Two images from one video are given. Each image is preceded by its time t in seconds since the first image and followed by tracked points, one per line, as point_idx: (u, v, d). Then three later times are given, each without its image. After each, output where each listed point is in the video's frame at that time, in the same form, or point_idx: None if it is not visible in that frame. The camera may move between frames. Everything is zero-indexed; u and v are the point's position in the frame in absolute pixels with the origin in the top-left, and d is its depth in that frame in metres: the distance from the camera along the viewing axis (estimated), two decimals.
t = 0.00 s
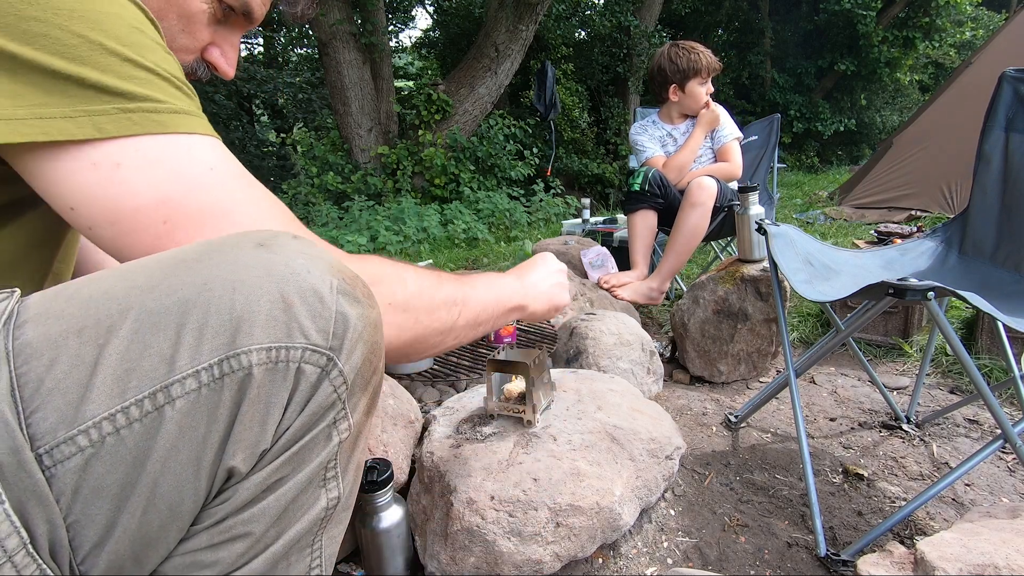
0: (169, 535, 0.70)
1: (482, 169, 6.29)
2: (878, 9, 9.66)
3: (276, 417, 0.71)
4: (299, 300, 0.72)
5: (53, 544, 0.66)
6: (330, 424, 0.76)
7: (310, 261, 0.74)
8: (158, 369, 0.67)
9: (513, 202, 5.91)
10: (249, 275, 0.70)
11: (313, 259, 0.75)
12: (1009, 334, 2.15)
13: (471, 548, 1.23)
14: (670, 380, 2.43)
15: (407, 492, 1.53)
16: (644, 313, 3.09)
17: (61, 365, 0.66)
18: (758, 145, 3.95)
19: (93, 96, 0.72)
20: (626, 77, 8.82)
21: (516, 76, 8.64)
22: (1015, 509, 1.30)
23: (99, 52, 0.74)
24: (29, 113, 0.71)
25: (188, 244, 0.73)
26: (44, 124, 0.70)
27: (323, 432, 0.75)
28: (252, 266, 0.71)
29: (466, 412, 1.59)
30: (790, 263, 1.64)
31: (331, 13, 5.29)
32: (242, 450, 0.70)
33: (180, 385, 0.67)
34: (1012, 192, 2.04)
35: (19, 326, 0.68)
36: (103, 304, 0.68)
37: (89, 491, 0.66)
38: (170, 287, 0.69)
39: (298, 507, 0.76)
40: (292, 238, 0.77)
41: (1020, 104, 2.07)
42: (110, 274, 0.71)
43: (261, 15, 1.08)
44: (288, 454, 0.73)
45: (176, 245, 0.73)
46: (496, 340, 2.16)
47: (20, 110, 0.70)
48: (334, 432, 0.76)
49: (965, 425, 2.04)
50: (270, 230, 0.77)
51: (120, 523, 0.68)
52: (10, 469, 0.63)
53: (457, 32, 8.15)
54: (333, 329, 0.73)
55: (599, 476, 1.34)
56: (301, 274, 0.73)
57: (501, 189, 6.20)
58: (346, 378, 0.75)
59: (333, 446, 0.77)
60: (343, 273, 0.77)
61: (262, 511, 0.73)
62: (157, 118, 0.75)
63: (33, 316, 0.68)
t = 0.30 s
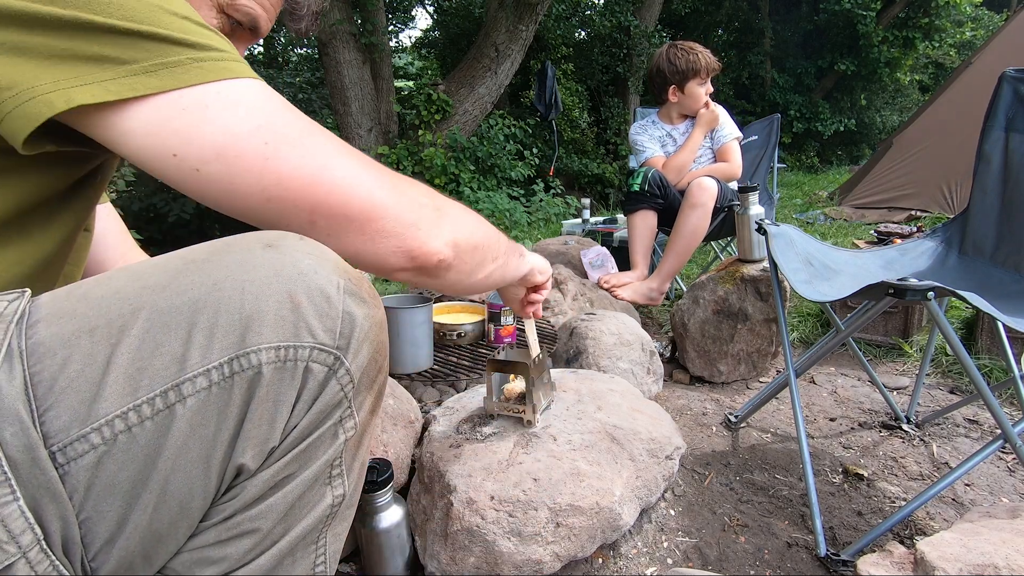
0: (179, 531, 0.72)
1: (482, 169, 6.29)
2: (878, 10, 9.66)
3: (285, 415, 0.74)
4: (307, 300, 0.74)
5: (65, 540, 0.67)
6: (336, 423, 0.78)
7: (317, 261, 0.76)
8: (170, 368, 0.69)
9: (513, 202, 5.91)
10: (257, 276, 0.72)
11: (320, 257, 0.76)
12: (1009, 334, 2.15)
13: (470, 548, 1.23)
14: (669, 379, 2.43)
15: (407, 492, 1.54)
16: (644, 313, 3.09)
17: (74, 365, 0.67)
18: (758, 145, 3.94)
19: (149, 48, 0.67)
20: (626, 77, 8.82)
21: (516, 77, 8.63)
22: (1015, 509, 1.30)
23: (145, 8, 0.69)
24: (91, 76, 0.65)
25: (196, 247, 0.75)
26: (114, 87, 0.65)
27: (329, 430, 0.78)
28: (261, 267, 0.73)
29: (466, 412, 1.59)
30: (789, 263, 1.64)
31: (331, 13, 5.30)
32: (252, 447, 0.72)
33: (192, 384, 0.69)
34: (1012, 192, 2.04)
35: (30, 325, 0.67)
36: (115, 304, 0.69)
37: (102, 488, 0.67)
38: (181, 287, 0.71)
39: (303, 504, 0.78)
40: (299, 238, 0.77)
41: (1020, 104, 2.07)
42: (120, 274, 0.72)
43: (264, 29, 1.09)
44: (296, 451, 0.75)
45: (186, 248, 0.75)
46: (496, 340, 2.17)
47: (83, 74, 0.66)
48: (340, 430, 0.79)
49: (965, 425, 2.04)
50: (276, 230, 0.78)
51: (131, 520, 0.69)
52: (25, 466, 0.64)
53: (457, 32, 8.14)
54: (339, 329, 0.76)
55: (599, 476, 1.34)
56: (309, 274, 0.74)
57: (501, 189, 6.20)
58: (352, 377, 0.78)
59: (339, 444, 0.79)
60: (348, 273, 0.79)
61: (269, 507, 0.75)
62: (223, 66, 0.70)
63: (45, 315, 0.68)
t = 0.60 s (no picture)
0: (183, 527, 0.72)
1: (482, 169, 6.30)
2: (878, 10, 9.67)
3: (288, 412, 0.74)
4: (309, 298, 0.75)
5: (72, 535, 0.66)
6: (338, 420, 0.79)
7: (319, 260, 0.77)
8: (175, 366, 0.69)
9: (513, 203, 5.92)
10: (261, 274, 0.73)
11: (321, 258, 0.78)
12: (1009, 334, 2.15)
13: (470, 548, 1.23)
14: (669, 379, 2.43)
15: (407, 492, 1.53)
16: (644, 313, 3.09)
17: (80, 362, 0.67)
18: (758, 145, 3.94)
19: (175, 39, 0.68)
20: (626, 77, 8.83)
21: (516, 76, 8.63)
22: (1015, 509, 1.30)
23: (168, 1, 0.70)
24: (123, 70, 0.66)
25: (200, 246, 0.76)
26: (144, 78, 0.66)
27: (331, 428, 0.78)
28: (264, 265, 0.74)
29: (466, 412, 1.59)
30: (790, 263, 1.64)
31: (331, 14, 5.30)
32: (256, 443, 0.72)
33: (196, 381, 0.69)
34: (1012, 192, 2.03)
35: (36, 323, 0.67)
36: (121, 303, 0.69)
37: (107, 484, 0.67)
38: (185, 286, 0.71)
39: (305, 501, 0.78)
40: (301, 239, 0.79)
41: (1020, 104, 2.07)
42: (124, 273, 0.72)
43: (270, 35, 1.09)
44: (299, 448, 0.75)
45: (189, 247, 0.76)
46: (496, 340, 2.18)
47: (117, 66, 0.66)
48: (342, 427, 0.79)
49: (965, 425, 2.04)
50: (280, 231, 0.79)
51: (137, 515, 0.69)
52: (32, 462, 0.63)
53: (457, 32, 8.14)
54: (342, 327, 0.76)
55: (599, 476, 1.34)
56: (311, 273, 0.75)
57: (501, 189, 6.20)
58: (354, 374, 0.78)
59: (341, 441, 0.79)
60: (349, 273, 0.80)
61: (273, 503, 0.74)
62: (246, 55, 0.71)
63: (51, 314, 0.68)
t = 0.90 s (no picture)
0: (188, 525, 0.72)
1: (482, 169, 6.30)
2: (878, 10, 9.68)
3: (292, 410, 0.74)
4: (313, 297, 0.75)
5: (78, 533, 0.66)
6: (341, 419, 0.79)
7: (322, 260, 0.77)
8: (180, 364, 0.69)
9: (513, 203, 5.92)
10: (264, 274, 0.73)
11: (324, 258, 0.78)
12: (1009, 334, 2.15)
13: (470, 548, 1.23)
14: (669, 379, 2.43)
15: (407, 492, 1.53)
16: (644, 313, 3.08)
17: (86, 361, 0.67)
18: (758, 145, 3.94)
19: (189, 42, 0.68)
20: (626, 77, 8.82)
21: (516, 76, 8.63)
22: (1015, 509, 1.30)
23: (181, 6, 0.70)
24: (140, 73, 0.66)
25: (204, 246, 0.76)
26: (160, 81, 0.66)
27: (334, 427, 0.78)
28: (268, 264, 0.74)
29: (466, 412, 1.59)
30: (790, 263, 1.64)
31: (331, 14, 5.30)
32: (260, 441, 0.72)
33: (201, 379, 0.69)
34: (1012, 192, 2.03)
35: (42, 322, 0.67)
36: (126, 302, 0.69)
37: (113, 482, 0.67)
38: (189, 286, 0.71)
39: (308, 499, 0.78)
40: (303, 240, 0.79)
41: (1020, 104, 2.07)
42: (129, 273, 0.72)
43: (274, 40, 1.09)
44: (302, 446, 0.75)
45: (192, 247, 0.76)
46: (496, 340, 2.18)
47: (134, 69, 0.66)
48: (345, 426, 0.79)
49: (965, 425, 2.04)
50: (283, 231, 0.79)
51: (142, 513, 0.69)
52: (39, 460, 0.63)
53: (457, 32, 8.14)
54: (345, 326, 0.76)
55: (599, 476, 1.34)
56: (315, 273, 0.75)
57: (501, 189, 6.20)
58: (357, 373, 0.78)
59: (344, 439, 0.79)
60: (352, 273, 0.80)
61: (277, 501, 0.74)
62: (257, 58, 0.71)
63: (57, 313, 0.68)
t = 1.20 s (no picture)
0: (188, 523, 0.72)
1: (482, 169, 6.30)
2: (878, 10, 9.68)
3: (292, 409, 0.74)
4: (313, 296, 0.75)
5: (79, 530, 0.66)
6: (341, 417, 0.79)
7: (322, 259, 0.77)
8: (180, 363, 0.69)
9: (513, 203, 5.92)
10: (265, 273, 0.73)
11: (324, 258, 0.78)
12: (1009, 334, 2.15)
13: (470, 548, 1.23)
14: (669, 379, 2.43)
15: (407, 492, 1.53)
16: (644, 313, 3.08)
17: (87, 359, 0.67)
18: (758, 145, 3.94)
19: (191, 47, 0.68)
20: (626, 77, 8.82)
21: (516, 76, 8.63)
22: (1015, 509, 1.30)
23: (184, 10, 0.70)
24: (141, 78, 0.66)
25: (204, 246, 0.76)
26: (160, 87, 0.66)
27: (333, 424, 0.78)
28: (268, 263, 0.74)
29: (466, 412, 1.59)
30: (790, 263, 1.64)
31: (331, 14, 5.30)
32: (260, 439, 0.72)
33: (202, 377, 0.69)
34: (1012, 192, 2.03)
35: (43, 321, 0.67)
36: (127, 301, 0.69)
37: (115, 479, 0.67)
38: (190, 285, 0.71)
39: (308, 497, 0.78)
40: (303, 239, 0.79)
41: (1020, 104, 2.07)
42: (130, 272, 0.72)
43: (277, 42, 1.09)
44: (302, 444, 0.75)
45: (192, 247, 0.76)
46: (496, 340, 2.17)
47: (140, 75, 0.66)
48: (345, 425, 0.79)
49: (965, 425, 2.04)
50: (282, 230, 0.79)
51: (143, 511, 0.69)
52: (40, 458, 0.63)
53: (457, 32, 8.14)
54: (345, 325, 0.76)
55: (599, 476, 1.34)
56: (315, 272, 0.75)
57: (501, 189, 6.20)
58: (357, 372, 0.78)
59: (344, 437, 0.79)
60: (352, 272, 0.80)
61: (277, 499, 0.74)
62: (256, 63, 0.71)
63: (58, 312, 0.68)
